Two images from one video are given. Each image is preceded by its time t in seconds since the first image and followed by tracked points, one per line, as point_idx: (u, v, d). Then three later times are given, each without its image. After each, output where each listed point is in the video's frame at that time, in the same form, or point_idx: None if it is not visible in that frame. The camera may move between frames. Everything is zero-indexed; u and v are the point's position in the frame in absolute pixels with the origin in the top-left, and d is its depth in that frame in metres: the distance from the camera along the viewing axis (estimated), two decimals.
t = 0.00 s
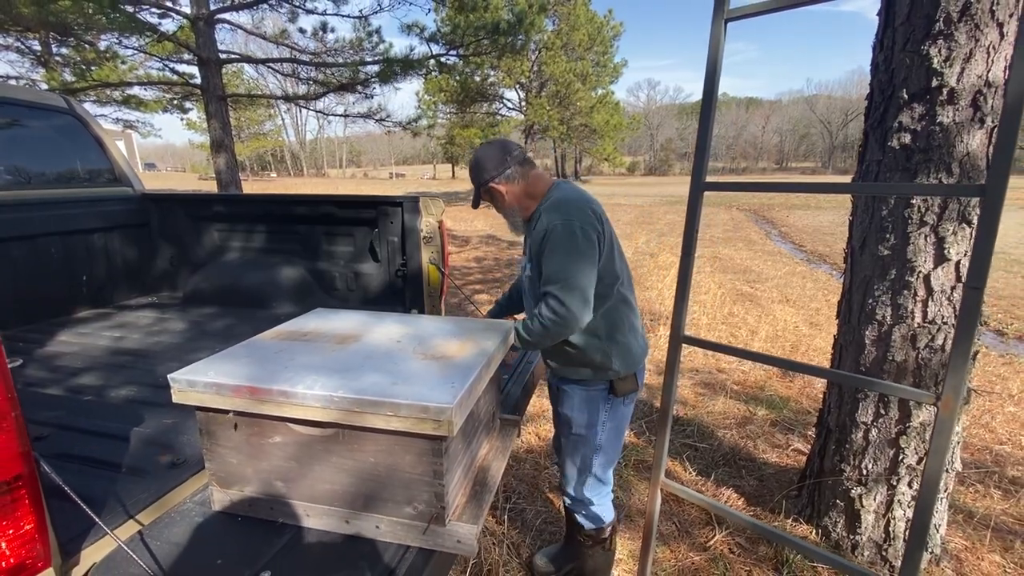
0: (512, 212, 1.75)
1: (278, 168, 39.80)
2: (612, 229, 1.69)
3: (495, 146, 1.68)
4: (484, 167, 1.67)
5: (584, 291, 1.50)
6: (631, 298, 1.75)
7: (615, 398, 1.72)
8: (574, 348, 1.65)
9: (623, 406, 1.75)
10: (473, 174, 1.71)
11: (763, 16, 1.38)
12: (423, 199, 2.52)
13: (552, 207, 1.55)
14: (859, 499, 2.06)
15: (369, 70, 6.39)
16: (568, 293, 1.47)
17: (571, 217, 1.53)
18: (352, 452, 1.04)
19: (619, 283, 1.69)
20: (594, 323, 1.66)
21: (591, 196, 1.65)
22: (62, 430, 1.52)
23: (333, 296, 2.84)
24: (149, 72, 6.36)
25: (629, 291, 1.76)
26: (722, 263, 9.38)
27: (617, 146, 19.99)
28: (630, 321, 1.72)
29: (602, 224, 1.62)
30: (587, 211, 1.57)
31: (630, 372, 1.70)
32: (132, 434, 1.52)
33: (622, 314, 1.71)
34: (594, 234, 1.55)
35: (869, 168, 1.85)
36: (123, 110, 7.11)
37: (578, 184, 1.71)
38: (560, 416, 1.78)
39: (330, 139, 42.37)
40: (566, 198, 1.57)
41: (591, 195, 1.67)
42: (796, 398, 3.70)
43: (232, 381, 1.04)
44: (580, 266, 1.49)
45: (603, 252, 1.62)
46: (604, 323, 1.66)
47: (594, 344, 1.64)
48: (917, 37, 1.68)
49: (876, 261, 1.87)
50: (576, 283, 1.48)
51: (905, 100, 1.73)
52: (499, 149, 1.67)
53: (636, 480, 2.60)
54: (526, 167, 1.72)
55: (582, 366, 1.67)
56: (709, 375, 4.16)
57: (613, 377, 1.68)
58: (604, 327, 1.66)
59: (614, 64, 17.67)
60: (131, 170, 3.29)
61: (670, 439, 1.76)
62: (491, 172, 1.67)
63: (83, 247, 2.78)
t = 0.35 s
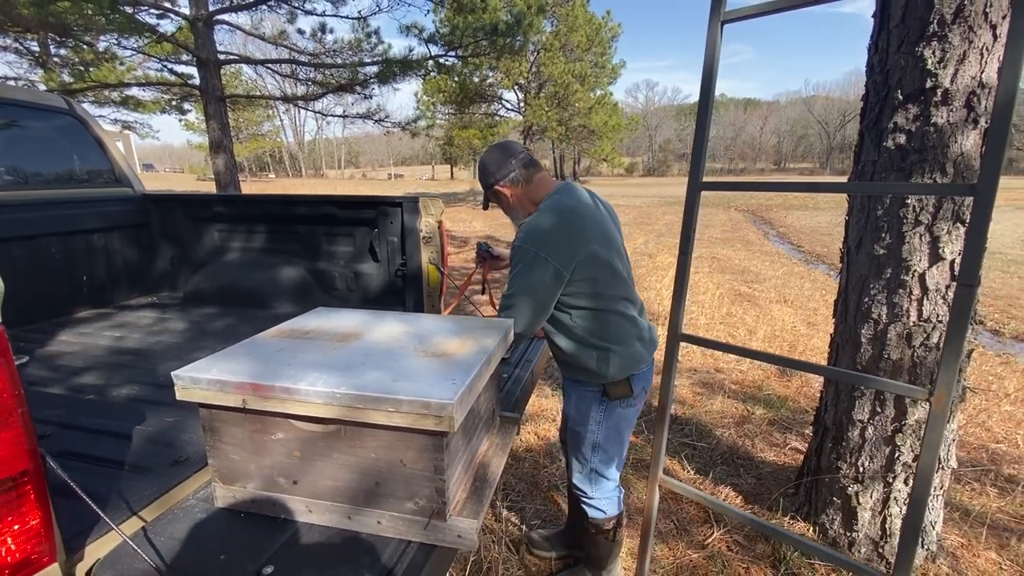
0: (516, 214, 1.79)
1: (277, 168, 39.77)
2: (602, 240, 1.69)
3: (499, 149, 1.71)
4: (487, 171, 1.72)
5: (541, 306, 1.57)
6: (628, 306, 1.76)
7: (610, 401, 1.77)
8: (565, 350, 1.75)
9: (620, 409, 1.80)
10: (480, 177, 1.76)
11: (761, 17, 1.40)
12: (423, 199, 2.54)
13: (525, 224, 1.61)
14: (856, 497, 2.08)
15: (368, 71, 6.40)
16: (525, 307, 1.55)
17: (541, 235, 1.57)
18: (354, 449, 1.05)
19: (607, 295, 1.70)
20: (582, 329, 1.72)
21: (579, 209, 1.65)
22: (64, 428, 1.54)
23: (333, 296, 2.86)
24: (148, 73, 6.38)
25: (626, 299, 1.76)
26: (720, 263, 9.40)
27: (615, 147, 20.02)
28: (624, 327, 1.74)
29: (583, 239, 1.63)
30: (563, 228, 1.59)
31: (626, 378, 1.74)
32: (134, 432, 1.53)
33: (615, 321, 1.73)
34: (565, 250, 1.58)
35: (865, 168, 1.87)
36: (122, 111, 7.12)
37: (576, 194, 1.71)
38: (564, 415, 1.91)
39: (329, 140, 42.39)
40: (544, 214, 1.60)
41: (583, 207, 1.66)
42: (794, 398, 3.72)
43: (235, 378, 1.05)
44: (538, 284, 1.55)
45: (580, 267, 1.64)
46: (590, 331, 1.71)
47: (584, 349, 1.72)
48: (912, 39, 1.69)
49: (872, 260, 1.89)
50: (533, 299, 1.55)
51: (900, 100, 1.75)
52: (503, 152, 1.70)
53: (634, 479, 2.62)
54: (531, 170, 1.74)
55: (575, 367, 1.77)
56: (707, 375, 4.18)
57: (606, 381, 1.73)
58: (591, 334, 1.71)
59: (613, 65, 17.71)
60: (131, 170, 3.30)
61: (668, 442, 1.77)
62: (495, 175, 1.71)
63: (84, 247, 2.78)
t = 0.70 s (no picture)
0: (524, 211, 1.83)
1: (275, 169, 39.74)
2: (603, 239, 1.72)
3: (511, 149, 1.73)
4: (499, 169, 1.74)
5: (539, 303, 1.64)
6: (627, 301, 1.78)
7: (605, 387, 1.78)
8: (563, 339, 1.81)
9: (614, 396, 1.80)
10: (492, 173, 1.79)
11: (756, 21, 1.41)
12: (421, 200, 2.55)
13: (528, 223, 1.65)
14: (852, 495, 2.09)
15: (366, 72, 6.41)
16: (525, 303, 1.63)
17: (542, 234, 1.61)
18: (354, 448, 1.06)
19: (605, 289, 1.73)
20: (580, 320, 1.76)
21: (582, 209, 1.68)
22: (64, 429, 1.54)
23: (331, 297, 2.86)
24: (146, 74, 6.38)
25: (625, 292, 1.78)
26: (717, 264, 9.42)
27: (613, 147, 20.05)
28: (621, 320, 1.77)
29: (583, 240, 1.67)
30: (563, 227, 1.62)
31: (621, 365, 1.76)
32: (134, 432, 1.53)
33: (613, 313, 1.75)
34: (563, 245, 1.62)
35: (860, 170, 1.88)
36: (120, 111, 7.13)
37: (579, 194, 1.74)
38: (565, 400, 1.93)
39: (327, 141, 42.38)
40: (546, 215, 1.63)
41: (586, 208, 1.69)
42: (791, 397, 3.74)
43: (236, 377, 1.06)
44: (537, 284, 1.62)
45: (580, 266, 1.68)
46: (587, 322, 1.75)
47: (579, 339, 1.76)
48: (906, 41, 1.71)
49: (867, 260, 1.90)
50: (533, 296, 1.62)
51: (895, 102, 1.76)
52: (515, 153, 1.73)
53: (632, 479, 2.63)
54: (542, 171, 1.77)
55: (573, 356, 1.81)
56: (704, 375, 4.20)
57: (601, 369, 1.76)
58: (588, 326, 1.74)
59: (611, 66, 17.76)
60: (129, 171, 3.31)
61: (665, 439, 1.77)
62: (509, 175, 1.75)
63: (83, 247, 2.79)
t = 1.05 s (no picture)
0: (553, 204, 1.94)
1: (272, 170, 39.68)
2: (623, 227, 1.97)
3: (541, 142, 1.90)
4: (534, 157, 1.87)
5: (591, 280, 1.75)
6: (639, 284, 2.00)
7: (625, 361, 1.92)
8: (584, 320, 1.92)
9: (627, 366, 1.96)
10: (522, 165, 1.90)
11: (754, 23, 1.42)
12: (420, 201, 2.55)
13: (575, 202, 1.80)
14: (849, 494, 2.10)
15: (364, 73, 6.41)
16: (583, 273, 1.73)
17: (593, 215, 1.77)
18: (354, 447, 1.07)
19: (629, 272, 1.92)
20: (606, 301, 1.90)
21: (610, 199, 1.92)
22: (64, 429, 1.54)
23: (330, 297, 2.86)
24: (143, 74, 6.37)
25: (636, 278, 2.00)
26: (715, 264, 9.44)
27: (611, 148, 20.08)
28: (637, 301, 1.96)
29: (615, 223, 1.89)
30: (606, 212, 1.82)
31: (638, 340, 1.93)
32: (134, 432, 1.54)
33: (633, 295, 1.94)
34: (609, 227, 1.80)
35: (857, 170, 1.90)
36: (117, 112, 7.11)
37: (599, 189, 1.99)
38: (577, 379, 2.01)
39: (325, 142, 42.36)
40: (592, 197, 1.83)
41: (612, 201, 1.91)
42: (789, 397, 3.75)
43: (237, 377, 1.06)
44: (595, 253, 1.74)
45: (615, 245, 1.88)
46: (614, 302, 1.89)
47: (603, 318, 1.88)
48: (902, 44, 1.73)
49: (864, 261, 1.91)
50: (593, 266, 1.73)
51: (891, 104, 1.77)
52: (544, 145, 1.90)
53: (630, 479, 2.64)
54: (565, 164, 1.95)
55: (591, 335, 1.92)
56: (702, 375, 4.21)
57: (623, 344, 1.90)
58: (615, 305, 1.89)
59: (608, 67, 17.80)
60: (128, 172, 3.32)
61: (663, 438, 1.77)
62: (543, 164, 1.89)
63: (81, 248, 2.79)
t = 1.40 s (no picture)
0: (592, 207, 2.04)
1: (270, 170, 39.63)
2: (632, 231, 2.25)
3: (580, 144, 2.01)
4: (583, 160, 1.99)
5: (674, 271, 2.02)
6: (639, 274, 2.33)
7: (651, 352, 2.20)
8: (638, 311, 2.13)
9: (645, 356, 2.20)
10: (570, 166, 1.97)
11: (751, 26, 1.43)
12: (419, 202, 2.56)
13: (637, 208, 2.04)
14: (846, 494, 2.11)
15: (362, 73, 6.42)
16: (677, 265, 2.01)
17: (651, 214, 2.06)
18: (355, 447, 1.07)
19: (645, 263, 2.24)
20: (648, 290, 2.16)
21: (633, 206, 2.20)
22: (63, 430, 1.54)
23: (329, 298, 2.87)
24: (140, 75, 6.37)
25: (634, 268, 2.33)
26: (712, 265, 9.47)
27: (609, 149, 20.12)
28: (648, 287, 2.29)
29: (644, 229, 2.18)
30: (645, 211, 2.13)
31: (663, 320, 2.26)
32: (133, 433, 1.54)
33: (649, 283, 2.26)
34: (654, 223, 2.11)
35: (854, 171, 1.91)
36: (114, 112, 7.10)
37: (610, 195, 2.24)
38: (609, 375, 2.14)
39: (322, 143, 42.35)
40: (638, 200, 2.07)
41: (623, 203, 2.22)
42: (786, 398, 3.76)
43: (237, 378, 1.07)
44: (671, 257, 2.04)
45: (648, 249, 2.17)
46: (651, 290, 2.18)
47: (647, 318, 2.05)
48: (899, 46, 1.74)
49: (861, 262, 1.92)
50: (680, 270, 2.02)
51: (887, 106, 1.79)
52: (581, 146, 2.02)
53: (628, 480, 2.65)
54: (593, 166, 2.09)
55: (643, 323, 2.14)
56: (700, 375, 4.23)
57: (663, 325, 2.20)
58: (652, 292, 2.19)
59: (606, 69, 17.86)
60: (126, 172, 3.32)
61: (662, 438, 1.77)
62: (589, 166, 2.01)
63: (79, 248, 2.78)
